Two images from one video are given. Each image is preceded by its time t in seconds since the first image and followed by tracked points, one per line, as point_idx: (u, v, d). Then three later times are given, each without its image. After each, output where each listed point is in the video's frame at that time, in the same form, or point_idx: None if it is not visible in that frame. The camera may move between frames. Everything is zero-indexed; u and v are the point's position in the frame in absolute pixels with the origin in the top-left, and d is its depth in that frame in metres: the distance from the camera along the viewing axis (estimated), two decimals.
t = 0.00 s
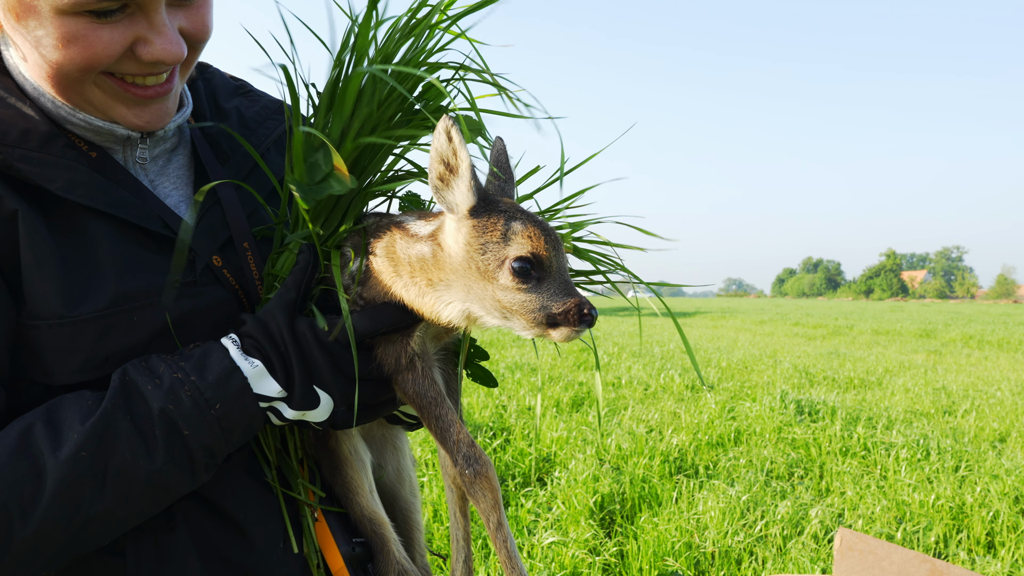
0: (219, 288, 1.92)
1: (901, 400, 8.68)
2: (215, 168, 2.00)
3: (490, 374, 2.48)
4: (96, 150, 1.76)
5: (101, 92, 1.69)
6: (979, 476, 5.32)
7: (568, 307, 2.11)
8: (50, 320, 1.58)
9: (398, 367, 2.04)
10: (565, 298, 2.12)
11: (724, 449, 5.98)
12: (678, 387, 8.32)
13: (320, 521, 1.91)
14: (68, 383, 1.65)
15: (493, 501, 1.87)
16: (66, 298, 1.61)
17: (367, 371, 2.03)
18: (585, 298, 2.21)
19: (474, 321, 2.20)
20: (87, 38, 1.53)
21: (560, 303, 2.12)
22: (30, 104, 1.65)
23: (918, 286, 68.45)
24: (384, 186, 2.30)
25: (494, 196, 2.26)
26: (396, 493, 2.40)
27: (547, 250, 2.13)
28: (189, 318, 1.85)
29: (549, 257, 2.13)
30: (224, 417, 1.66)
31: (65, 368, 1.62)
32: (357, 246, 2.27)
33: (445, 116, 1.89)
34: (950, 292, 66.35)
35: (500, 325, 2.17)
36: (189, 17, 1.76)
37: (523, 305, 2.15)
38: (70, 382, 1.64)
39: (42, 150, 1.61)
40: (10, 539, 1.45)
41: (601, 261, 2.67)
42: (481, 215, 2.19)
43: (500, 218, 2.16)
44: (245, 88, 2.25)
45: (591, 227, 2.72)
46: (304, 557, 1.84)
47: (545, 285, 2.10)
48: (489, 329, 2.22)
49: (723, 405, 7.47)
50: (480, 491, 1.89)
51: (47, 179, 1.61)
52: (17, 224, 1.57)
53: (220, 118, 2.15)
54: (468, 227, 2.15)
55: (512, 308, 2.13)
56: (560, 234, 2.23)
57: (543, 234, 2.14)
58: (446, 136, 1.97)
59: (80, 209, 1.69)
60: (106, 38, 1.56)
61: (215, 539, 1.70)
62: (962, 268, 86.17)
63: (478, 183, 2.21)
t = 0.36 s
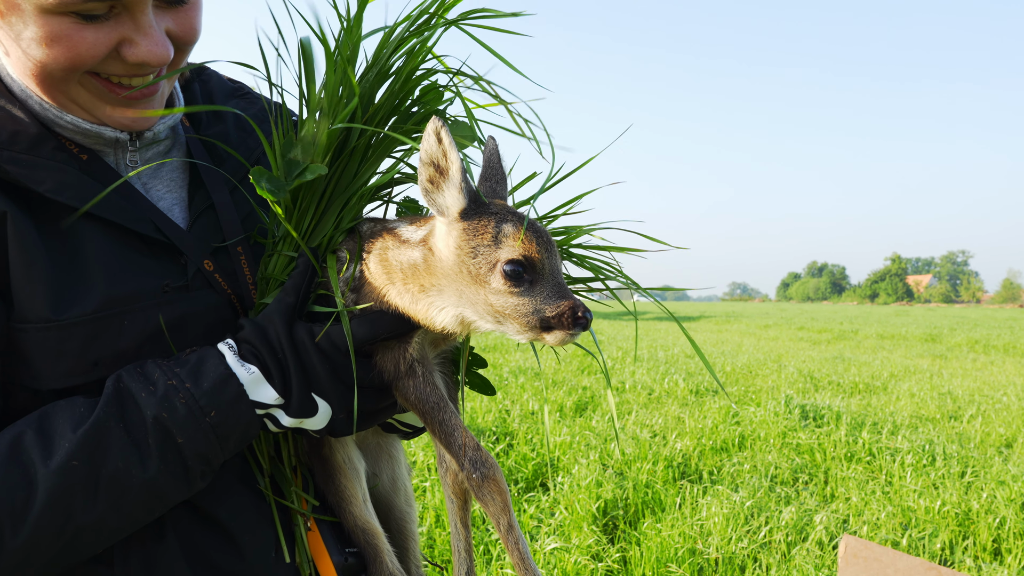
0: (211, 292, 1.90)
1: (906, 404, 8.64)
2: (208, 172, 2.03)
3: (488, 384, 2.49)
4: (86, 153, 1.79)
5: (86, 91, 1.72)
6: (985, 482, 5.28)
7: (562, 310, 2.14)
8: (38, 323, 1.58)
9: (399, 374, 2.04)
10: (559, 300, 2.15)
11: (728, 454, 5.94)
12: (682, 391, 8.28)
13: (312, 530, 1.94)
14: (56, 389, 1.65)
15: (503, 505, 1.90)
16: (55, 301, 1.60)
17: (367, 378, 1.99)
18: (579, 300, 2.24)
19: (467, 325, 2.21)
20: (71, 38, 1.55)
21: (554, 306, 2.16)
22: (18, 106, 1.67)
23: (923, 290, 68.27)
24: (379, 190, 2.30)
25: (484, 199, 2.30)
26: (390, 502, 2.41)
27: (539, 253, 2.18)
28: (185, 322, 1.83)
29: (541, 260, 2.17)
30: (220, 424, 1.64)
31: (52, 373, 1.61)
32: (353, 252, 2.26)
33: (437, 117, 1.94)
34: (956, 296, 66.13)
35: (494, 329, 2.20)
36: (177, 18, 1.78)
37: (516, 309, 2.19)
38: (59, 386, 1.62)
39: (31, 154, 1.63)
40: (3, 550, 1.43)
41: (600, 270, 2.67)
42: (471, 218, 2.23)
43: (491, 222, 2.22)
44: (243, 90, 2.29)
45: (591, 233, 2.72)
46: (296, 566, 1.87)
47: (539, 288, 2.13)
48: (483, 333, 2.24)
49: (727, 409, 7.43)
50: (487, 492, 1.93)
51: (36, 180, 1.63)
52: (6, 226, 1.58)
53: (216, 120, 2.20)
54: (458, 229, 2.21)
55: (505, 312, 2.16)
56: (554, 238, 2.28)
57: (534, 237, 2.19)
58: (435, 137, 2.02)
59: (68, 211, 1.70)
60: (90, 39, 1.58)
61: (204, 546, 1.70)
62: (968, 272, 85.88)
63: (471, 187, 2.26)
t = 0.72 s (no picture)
0: (205, 294, 1.90)
1: (913, 410, 8.58)
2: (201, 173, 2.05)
3: (485, 394, 2.58)
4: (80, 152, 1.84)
5: (76, 88, 1.76)
6: (993, 489, 5.23)
7: (564, 318, 2.14)
8: (27, 330, 1.57)
9: (390, 390, 2.04)
10: (561, 307, 2.16)
11: (734, 460, 5.91)
12: (688, 397, 8.24)
13: (308, 539, 1.95)
14: (48, 397, 1.68)
15: (487, 530, 1.88)
16: (44, 308, 1.61)
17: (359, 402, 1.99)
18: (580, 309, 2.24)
19: (467, 335, 2.18)
20: (59, 34, 1.60)
21: (555, 314, 2.15)
22: (10, 106, 1.72)
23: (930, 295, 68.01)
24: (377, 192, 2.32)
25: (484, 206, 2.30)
26: (386, 511, 2.40)
27: (540, 259, 2.19)
28: (177, 326, 1.82)
29: (542, 266, 2.18)
30: (206, 450, 1.63)
31: (41, 382, 1.61)
32: (350, 259, 2.25)
33: (437, 119, 1.94)
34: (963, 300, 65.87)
35: (494, 337, 2.18)
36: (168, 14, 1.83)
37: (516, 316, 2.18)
38: (47, 394, 1.62)
39: (23, 155, 1.67)
40: None
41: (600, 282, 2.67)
42: (472, 225, 2.22)
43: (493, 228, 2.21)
44: (240, 92, 2.33)
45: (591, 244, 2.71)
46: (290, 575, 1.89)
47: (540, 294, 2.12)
48: (481, 342, 2.22)
49: (733, 414, 7.39)
50: (473, 519, 1.90)
51: (28, 183, 1.66)
52: None
53: (212, 121, 2.22)
54: (460, 235, 2.19)
55: (505, 318, 2.15)
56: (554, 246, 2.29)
57: (536, 244, 2.20)
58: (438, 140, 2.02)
59: (60, 214, 1.72)
60: (77, 33, 1.62)
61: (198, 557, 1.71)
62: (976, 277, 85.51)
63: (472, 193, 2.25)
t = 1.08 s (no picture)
0: (202, 299, 1.90)
1: (922, 414, 8.53)
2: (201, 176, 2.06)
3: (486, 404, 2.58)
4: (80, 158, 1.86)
5: (75, 92, 1.77)
6: (1002, 494, 5.19)
7: (563, 330, 2.15)
8: (21, 335, 1.59)
9: (369, 400, 2.07)
10: (561, 320, 2.16)
11: (741, 464, 5.88)
12: (694, 400, 8.21)
13: (307, 547, 1.98)
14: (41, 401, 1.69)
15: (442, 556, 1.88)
16: (37, 312, 1.62)
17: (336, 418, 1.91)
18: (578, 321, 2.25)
19: (466, 345, 2.18)
20: (56, 36, 1.60)
21: (555, 326, 2.16)
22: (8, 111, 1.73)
23: (939, 298, 67.71)
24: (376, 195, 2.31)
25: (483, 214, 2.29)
26: (388, 515, 2.41)
27: (540, 271, 2.19)
28: (173, 331, 1.83)
29: (543, 278, 2.18)
30: (180, 479, 1.61)
31: (35, 389, 1.62)
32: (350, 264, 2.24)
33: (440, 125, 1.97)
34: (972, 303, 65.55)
35: (491, 347, 2.19)
36: (167, 17, 1.83)
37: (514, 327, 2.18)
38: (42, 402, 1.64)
39: (17, 161, 1.68)
40: None
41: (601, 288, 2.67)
42: (471, 234, 2.21)
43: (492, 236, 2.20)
44: (241, 95, 2.35)
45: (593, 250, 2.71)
46: None
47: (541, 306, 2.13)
48: (478, 352, 2.22)
49: (739, 418, 7.35)
50: (431, 541, 1.91)
51: (20, 191, 1.68)
52: None
53: (213, 124, 2.24)
54: (459, 244, 2.19)
55: (504, 330, 2.15)
56: (555, 257, 2.29)
57: (537, 254, 2.20)
58: (438, 146, 2.05)
59: (54, 219, 1.74)
60: (75, 35, 1.63)
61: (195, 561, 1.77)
62: (984, 280, 85.08)
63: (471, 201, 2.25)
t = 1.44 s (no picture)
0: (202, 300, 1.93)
1: (933, 418, 8.47)
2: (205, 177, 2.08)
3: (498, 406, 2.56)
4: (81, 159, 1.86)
5: (78, 91, 1.78)
6: (1014, 499, 5.13)
7: (573, 333, 2.10)
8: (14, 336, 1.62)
9: (376, 406, 2.08)
10: (571, 323, 2.11)
11: (750, 468, 5.84)
12: (703, 404, 8.17)
13: (309, 557, 2.03)
14: (31, 403, 1.69)
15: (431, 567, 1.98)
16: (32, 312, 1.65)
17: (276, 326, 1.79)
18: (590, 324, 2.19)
19: (476, 349, 2.15)
20: (60, 35, 1.61)
21: (565, 329, 2.11)
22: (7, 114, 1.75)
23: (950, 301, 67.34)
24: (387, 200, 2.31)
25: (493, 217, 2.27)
26: (394, 521, 2.42)
27: (549, 273, 2.15)
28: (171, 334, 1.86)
29: (551, 280, 2.14)
30: (154, 434, 1.63)
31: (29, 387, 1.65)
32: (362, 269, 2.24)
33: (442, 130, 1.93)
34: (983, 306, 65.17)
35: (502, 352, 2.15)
36: (169, 15, 1.83)
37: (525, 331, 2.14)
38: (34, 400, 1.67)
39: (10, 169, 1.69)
40: None
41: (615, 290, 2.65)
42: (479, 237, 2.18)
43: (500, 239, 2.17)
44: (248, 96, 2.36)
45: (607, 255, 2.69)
46: None
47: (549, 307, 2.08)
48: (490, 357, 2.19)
49: (748, 422, 7.32)
50: (423, 552, 2.00)
51: (15, 198, 1.68)
52: None
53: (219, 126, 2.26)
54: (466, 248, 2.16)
55: (514, 334, 2.11)
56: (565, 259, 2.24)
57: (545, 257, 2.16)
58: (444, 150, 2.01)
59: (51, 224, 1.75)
60: (78, 33, 1.63)
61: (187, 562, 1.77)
62: (996, 283, 84.57)
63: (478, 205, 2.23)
